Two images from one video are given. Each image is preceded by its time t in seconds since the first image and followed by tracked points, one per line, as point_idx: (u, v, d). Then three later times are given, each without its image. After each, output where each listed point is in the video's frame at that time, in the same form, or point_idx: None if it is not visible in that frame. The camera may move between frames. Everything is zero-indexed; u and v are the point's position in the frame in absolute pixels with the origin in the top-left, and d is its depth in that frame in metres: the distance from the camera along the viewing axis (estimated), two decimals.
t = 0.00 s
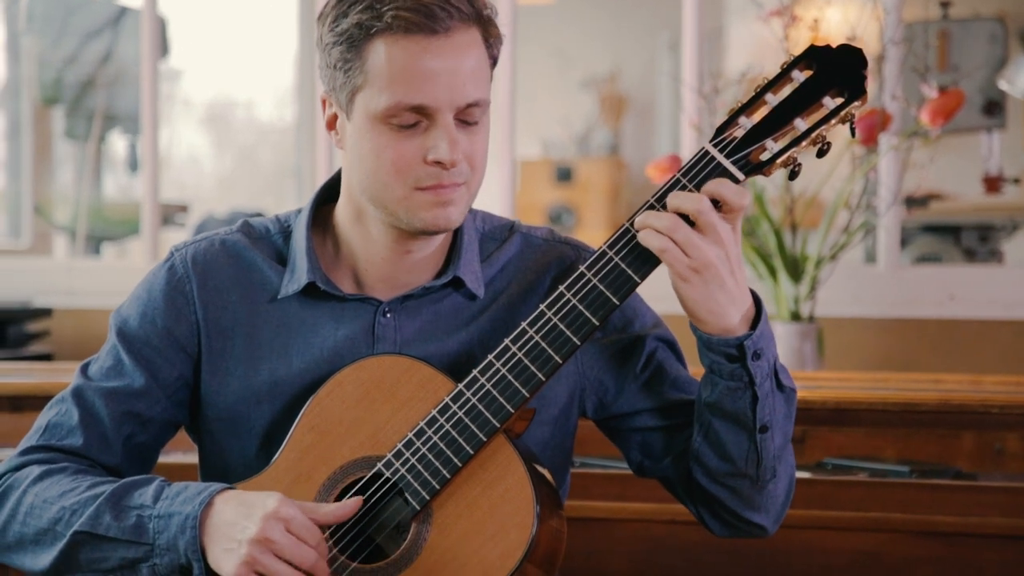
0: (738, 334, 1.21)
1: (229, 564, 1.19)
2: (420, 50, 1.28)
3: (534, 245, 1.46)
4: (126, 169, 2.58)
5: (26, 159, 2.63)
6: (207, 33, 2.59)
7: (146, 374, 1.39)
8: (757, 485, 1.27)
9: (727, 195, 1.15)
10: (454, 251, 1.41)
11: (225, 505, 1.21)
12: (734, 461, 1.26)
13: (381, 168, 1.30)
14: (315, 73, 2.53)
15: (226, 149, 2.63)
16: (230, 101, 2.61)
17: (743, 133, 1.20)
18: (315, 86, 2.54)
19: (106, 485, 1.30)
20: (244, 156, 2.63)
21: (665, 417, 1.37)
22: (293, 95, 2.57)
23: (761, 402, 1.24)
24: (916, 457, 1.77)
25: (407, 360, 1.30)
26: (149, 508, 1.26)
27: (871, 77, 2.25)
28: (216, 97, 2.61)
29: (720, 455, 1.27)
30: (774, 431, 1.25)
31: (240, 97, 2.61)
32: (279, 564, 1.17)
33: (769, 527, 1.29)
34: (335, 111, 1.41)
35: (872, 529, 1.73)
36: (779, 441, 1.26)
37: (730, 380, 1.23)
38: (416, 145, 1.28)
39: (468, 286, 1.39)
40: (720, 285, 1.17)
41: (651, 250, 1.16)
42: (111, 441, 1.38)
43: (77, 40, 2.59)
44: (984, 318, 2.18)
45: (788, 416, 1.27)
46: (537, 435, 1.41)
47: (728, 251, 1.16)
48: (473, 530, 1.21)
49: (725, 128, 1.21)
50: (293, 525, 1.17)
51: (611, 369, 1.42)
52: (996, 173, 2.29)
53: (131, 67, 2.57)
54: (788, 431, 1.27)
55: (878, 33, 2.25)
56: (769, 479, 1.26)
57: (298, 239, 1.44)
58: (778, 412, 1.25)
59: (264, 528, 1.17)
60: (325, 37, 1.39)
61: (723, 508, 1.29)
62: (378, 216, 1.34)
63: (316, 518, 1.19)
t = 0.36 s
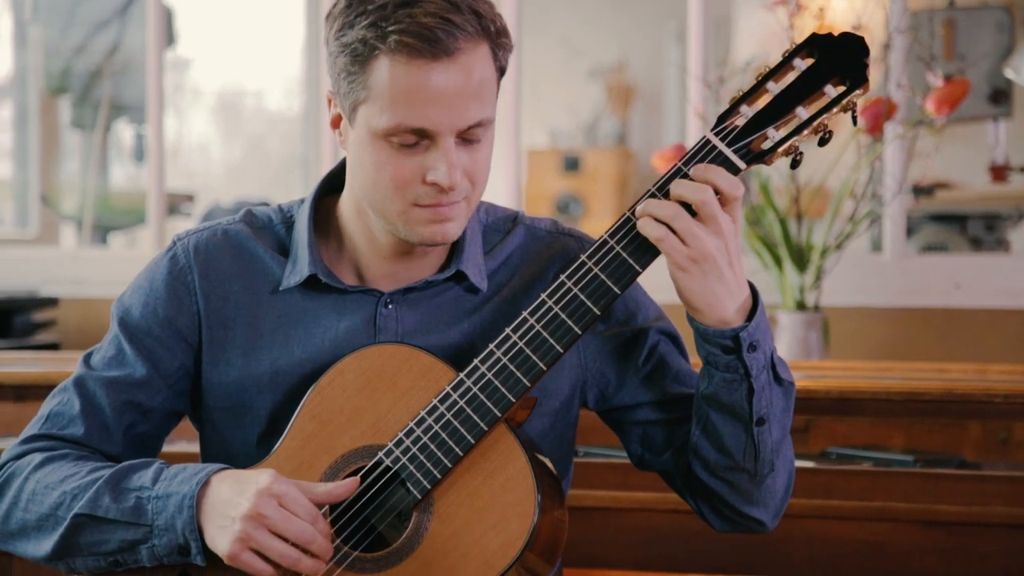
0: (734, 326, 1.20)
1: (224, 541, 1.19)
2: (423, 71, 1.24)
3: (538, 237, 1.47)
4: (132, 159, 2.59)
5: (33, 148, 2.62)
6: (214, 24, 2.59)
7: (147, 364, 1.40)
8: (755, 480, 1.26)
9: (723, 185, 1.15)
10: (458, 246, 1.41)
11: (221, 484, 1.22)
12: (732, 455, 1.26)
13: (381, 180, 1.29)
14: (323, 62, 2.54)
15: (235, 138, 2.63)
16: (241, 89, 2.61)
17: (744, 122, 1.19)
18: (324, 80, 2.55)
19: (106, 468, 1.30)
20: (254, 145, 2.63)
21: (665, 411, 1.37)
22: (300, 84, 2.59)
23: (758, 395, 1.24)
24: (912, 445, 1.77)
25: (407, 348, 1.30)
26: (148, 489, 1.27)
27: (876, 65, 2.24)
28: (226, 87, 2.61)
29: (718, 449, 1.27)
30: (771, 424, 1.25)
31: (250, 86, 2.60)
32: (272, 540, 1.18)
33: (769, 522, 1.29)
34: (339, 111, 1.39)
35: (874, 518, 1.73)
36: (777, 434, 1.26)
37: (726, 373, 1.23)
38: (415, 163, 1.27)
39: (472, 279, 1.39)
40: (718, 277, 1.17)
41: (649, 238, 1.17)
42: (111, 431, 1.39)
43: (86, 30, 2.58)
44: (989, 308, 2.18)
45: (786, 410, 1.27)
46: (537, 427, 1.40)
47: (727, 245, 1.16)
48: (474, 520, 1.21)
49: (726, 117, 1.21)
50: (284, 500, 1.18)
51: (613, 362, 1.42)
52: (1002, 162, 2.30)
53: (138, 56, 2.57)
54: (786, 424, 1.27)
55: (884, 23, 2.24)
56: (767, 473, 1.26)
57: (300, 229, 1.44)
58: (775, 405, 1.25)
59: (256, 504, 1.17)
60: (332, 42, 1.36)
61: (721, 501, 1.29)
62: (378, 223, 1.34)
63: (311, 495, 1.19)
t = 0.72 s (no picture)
0: (743, 313, 1.20)
1: (237, 542, 1.20)
2: (426, 104, 1.23)
3: (554, 238, 1.46)
4: (148, 148, 2.60)
5: (53, 137, 2.64)
6: (230, 14, 2.60)
7: (161, 353, 1.40)
8: (760, 482, 1.26)
9: (735, 168, 1.16)
10: (473, 248, 1.41)
11: (235, 485, 1.22)
12: (738, 454, 1.26)
13: (387, 199, 1.30)
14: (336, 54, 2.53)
15: (258, 125, 2.62)
16: (262, 79, 2.60)
17: (755, 111, 1.19)
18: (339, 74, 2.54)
19: (119, 462, 1.31)
20: (275, 134, 2.61)
21: (678, 415, 1.37)
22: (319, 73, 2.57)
23: (766, 387, 1.23)
24: (931, 432, 1.76)
25: (418, 338, 1.30)
26: (161, 485, 1.27)
27: (894, 53, 2.23)
28: (247, 76, 2.61)
29: (725, 449, 1.26)
30: (778, 421, 1.25)
31: (271, 75, 2.59)
32: (284, 542, 1.18)
33: (772, 532, 1.29)
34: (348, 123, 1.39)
35: (888, 506, 1.73)
36: (783, 433, 1.25)
37: (734, 363, 1.23)
38: (419, 189, 1.27)
39: (486, 282, 1.39)
40: (731, 262, 1.16)
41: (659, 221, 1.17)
42: (126, 420, 1.39)
43: (109, 18, 2.61)
44: (1007, 297, 2.17)
45: (794, 410, 1.26)
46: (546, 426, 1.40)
47: (741, 231, 1.16)
48: (484, 511, 1.22)
49: (736, 106, 1.20)
50: (298, 503, 1.18)
51: (625, 361, 1.41)
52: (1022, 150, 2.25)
53: (157, 46, 2.59)
54: (793, 425, 1.26)
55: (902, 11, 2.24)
56: (772, 475, 1.26)
57: (315, 221, 1.45)
58: (782, 402, 1.25)
59: (270, 506, 1.17)
60: (342, 61, 1.35)
61: (723, 503, 1.29)
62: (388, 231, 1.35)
63: (326, 499, 1.19)
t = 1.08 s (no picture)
0: (748, 302, 1.20)
1: (236, 528, 1.20)
2: (438, 82, 1.23)
3: (561, 229, 1.46)
4: (160, 139, 2.62)
5: (67, 130, 2.67)
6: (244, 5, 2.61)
7: (167, 345, 1.41)
8: (765, 472, 1.26)
9: (740, 158, 1.15)
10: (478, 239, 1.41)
11: (231, 470, 1.23)
12: (744, 444, 1.26)
13: (399, 185, 1.29)
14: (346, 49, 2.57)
15: (274, 119, 2.75)
16: (278, 70, 2.66)
17: (759, 101, 1.18)
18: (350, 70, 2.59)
19: (120, 452, 1.32)
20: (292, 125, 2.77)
21: (683, 406, 1.37)
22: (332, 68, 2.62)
23: (770, 377, 1.23)
24: (947, 425, 1.76)
25: (422, 329, 1.31)
26: (161, 475, 1.28)
27: (906, 43, 2.22)
28: (263, 69, 2.66)
29: (729, 438, 1.27)
30: (783, 411, 1.25)
31: (288, 66, 2.65)
32: (283, 525, 1.19)
33: (779, 523, 1.29)
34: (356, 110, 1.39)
35: (892, 498, 1.72)
36: (788, 423, 1.25)
37: (739, 353, 1.23)
38: (432, 170, 1.27)
39: (491, 272, 1.39)
40: (734, 251, 1.16)
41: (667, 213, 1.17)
42: (132, 412, 1.40)
43: (123, 10, 2.63)
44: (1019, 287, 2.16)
45: (799, 401, 1.26)
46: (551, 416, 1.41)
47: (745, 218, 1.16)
48: (489, 501, 1.22)
49: (740, 96, 1.20)
50: (293, 487, 1.19)
51: (630, 351, 1.42)
52: None
53: (170, 36, 2.60)
54: (798, 415, 1.27)
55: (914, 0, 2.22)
56: (778, 466, 1.26)
57: (321, 212, 1.45)
58: (786, 392, 1.25)
59: (263, 490, 1.18)
60: (347, 46, 1.35)
61: (729, 494, 1.29)
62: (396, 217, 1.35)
63: (319, 475, 1.20)
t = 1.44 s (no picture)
0: (758, 295, 1.20)
1: (250, 522, 1.20)
2: (431, 18, 1.25)
3: (563, 215, 1.46)
4: (172, 131, 2.62)
5: (81, 122, 2.66)
6: None
7: (172, 337, 1.41)
8: (777, 456, 1.26)
9: (737, 148, 1.15)
10: (481, 218, 1.42)
11: (247, 464, 1.23)
12: (755, 430, 1.25)
13: (394, 134, 1.29)
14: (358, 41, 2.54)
15: (288, 110, 2.60)
16: (293, 63, 2.60)
17: (762, 91, 1.18)
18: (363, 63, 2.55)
19: (132, 447, 1.32)
20: (306, 117, 2.60)
21: (689, 389, 1.37)
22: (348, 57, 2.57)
23: (782, 366, 1.23)
24: (961, 417, 1.76)
25: (427, 321, 1.31)
26: (174, 468, 1.28)
27: (917, 34, 2.21)
28: (277, 61, 2.61)
29: (740, 424, 1.26)
30: (794, 398, 1.25)
31: (302, 58, 2.59)
32: (299, 522, 1.19)
33: (791, 503, 1.29)
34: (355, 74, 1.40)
35: (901, 490, 1.72)
36: (800, 409, 1.25)
37: (749, 344, 1.23)
38: (426, 113, 1.27)
39: (494, 255, 1.39)
40: (739, 243, 1.16)
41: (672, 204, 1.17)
42: (138, 405, 1.41)
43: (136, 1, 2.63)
44: None
45: (809, 386, 1.27)
46: (559, 402, 1.40)
47: (749, 210, 1.16)
48: (495, 490, 1.22)
49: (744, 86, 1.20)
50: (312, 483, 1.19)
51: (634, 336, 1.41)
52: None
53: (183, 27, 2.61)
54: (809, 400, 1.27)
55: None
56: (789, 450, 1.26)
57: (324, 202, 1.45)
58: (798, 378, 1.25)
59: (284, 485, 1.19)
60: None
61: (742, 478, 1.29)
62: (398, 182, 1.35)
63: (338, 475, 1.21)
